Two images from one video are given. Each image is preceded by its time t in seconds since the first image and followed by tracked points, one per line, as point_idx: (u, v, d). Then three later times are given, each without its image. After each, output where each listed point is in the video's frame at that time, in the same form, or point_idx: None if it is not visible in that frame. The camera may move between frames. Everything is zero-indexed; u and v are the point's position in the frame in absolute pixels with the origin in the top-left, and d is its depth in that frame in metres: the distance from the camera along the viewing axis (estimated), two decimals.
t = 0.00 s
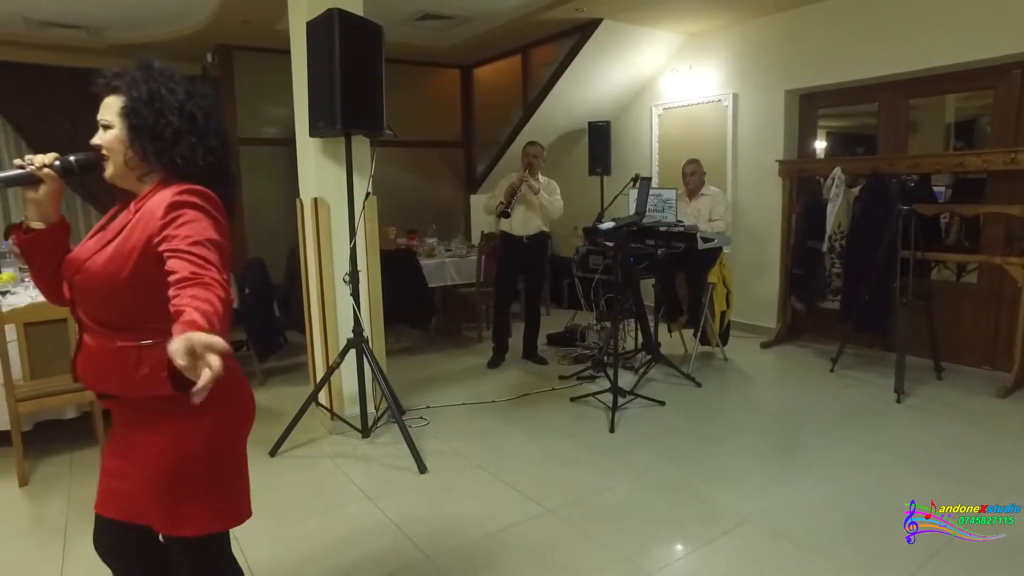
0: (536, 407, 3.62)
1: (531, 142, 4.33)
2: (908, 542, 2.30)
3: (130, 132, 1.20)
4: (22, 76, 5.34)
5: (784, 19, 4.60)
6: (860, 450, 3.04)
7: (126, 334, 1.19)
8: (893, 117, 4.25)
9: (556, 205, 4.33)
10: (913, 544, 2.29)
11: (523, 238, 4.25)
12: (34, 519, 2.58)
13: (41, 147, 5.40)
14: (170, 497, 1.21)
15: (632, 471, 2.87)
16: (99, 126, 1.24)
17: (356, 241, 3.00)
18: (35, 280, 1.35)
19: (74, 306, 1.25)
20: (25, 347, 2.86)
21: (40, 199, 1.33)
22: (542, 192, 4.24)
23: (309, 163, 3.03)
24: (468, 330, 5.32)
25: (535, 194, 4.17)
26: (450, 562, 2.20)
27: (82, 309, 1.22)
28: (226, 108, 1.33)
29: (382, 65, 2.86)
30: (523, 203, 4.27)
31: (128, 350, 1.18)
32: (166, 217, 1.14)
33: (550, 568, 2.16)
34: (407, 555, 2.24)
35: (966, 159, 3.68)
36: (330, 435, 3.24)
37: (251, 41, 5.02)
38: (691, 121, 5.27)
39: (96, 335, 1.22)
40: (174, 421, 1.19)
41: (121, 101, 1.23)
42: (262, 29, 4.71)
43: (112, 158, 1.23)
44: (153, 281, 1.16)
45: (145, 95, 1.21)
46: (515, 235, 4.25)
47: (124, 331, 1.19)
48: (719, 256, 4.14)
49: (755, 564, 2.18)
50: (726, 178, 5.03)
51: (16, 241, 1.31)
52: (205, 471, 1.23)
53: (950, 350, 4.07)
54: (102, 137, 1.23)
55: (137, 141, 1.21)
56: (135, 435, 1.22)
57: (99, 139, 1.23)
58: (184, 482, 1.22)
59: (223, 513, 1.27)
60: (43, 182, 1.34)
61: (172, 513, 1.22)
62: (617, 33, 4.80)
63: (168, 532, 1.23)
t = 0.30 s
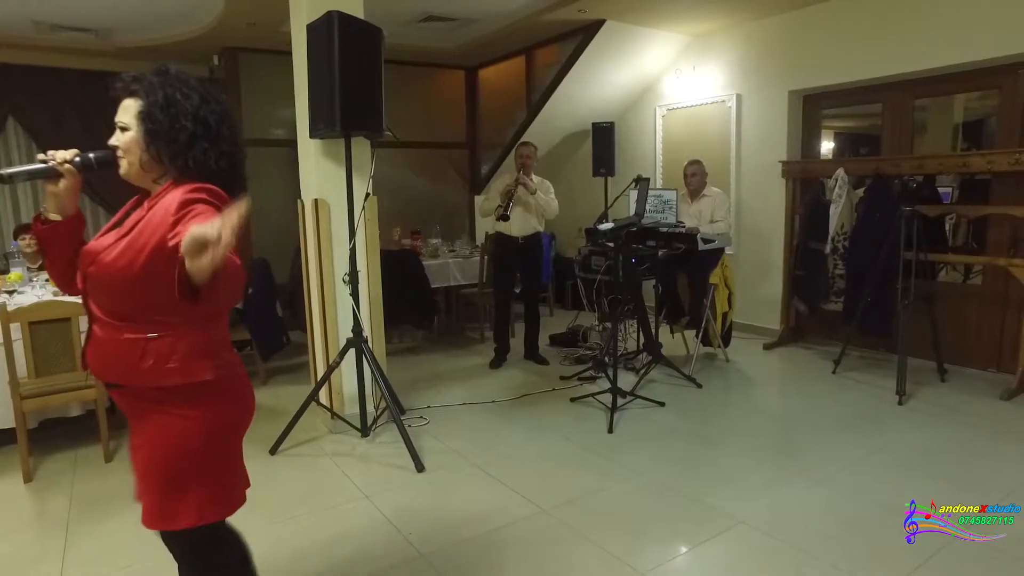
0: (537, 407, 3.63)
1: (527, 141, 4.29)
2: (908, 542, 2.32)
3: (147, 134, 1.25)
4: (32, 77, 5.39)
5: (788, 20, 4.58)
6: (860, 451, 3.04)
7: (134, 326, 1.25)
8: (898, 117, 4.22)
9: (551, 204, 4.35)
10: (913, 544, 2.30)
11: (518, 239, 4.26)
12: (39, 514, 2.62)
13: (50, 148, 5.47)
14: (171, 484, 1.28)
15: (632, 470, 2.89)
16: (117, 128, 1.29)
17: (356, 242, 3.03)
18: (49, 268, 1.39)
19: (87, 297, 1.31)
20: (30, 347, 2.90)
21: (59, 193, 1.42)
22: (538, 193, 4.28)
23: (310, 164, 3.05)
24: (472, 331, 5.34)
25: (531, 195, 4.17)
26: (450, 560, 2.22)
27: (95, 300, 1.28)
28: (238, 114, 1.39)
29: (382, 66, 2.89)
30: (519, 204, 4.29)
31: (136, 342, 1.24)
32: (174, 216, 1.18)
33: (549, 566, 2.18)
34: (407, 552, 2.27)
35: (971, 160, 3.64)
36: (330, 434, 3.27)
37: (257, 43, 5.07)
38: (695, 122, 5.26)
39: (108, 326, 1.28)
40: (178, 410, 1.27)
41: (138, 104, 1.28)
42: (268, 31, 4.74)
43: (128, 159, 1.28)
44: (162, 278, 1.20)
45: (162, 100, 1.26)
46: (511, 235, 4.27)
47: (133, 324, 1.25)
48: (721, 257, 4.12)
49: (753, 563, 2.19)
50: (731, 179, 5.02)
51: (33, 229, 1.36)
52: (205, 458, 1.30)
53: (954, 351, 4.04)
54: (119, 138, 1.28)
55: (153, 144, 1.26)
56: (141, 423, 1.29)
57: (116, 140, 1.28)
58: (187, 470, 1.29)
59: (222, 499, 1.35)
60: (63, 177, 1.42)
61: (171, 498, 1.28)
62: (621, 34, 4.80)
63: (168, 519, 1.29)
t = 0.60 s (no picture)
0: (538, 408, 3.64)
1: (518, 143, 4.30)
2: (908, 542, 2.32)
3: (168, 143, 1.30)
4: (42, 80, 5.45)
5: (792, 21, 4.57)
6: (861, 453, 3.03)
7: (165, 323, 1.29)
8: (902, 118, 4.21)
9: (545, 207, 4.36)
10: (913, 544, 2.31)
11: (512, 241, 4.27)
12: (45, 511, 2.66)
13: (60, 150, 5.54)
14: (195, 473, 1.29)
15: (632, 470, 2.90)
16: (140, 136, 1.33)
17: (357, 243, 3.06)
18: (89, 271, 1.42)
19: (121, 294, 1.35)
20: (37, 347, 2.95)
21: (93, 200, 1.43)
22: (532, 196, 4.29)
23: (311, 166, 3.08)
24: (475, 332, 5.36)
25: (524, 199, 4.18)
26: (448, 558, 2.24)
27: (127, 297, 1.31)
28: (252, 121, 1.46)
29: (382, 68, 2.90)
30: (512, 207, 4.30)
31: (167, 338, 1.27)
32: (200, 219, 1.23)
33: (546, 565, 2.20)
34: (407, 550, 2.30)
35: (975, 161, 3.62)
36: (332, 433, 3.30)
37: (263, 46, 5.12)
38: (698, 124, 5.27)
39: (138, 322, 1.32)
40: (204, 401, 1.30)
41: (160, 114, 1.33)
42: (273, 34, 4.78)
43: (153, 167, 1.33)
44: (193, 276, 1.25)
45: (182, 110, 1.31)
46: (505, 238, 4.27)
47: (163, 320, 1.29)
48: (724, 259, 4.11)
49: (751, 563, 2.20)
50: (735, 181, 5.02)
51: (74, 235, 1.40)
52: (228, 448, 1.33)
53: (958, 353, 4.01)
54: (143, 146, 1.32)
55: (173, 152, 1.31)
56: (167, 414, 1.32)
57: (140, 148, 1.33)
58: (211, 460, 1.31)
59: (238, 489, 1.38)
60: (96, 186, 1.43)
61: (195, 487, 1.30)
62: (625, 35, 4.81)
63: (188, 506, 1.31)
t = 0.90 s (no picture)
0: (537, 407, 3.66)
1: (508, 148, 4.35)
2: (907, 542, 2.33)
3: (193, 145, 1.32)
4: (49, 81, 5.51)
5: (794, 22, 4.58)
6: (861, 454, 3.03)
7: (186, 314, 1.30)
8: (903, 119, 4.21)
9: (538, 211, 4.40)
10: (913, 544, 2.31)
11: (506, 241, 4.28)
12: (47, 506, 2.69)
13: (67, 151, 5.60)
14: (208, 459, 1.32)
15: (631, 470, 2.91)
16: (166, 137, 1.35)
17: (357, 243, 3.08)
18: (111, 267, 1.45)
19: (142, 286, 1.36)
20: (40, 346, 2.98)
21: (119, 197, 1.44)
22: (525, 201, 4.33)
23: (312, 166, 3.10)
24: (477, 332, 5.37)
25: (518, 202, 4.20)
26: (445, 556, 2.26)
27: (150, 288, 1.33)
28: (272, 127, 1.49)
29: (382, 70, 2.92)
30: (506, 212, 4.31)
31: (188, 328, 1.30)
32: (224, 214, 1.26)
33: (543, 562, 2.22)
34: (404, 547, 2.31)
35: (976, 162, 3.60)
36: (332, 432, 3.32)
37: (266, 48, 5.15)
38: (700, 124, 5.27)
39: (159, 314, 1.33)
40: (221, 391, 1.33)
41: (186, 116, 1.34)
42: (276, 35, 4.82)
43: (178, 167, 1.34)
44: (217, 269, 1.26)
45: (207, 113, 1.34)
46: (499, 239, 4.27)
47: (184, 312, 1.30)
48: (724, 260, 4.12)
49: (748, 562, 2.21)
50: (736, 182, 5.02)
51: (99, 230, 1.42)
52: (239, 437, 1.36)
53: (959, 355, 4.01)
54: (168, 147, 1.34)
55: (198, 154, 1.33)
56: (183, 401, 1.35)
57: (165, 148, 1.34)
58: (223, 448, 1.34)
59: (247, 477, 1.41)
60: (122, 183, 1.44)
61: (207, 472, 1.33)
62: (625, 37, 4.82)
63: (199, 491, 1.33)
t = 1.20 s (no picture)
0: (534, 407, 3.67)
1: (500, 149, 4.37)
2: (908, 542, 2.34)
3: (210, 148, 1.38)
4: (51, 83, 5.55)
5: (792, 24, 4.59)
6: (856, 454, 3.05)
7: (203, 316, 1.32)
8: (899, 122, 4.23)
9: (532, 211, 4.44)
10: (913, 544, 2.33)
11: (502, 242, 4.30)
12: (46, 505, 2.71)
13: (68, 152, 5.63)
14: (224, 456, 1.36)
15: (628, 470, 2.93)
16: (183, 142, 1.41)
17: (355, 244, 3.10)
18: (124, 268, 1.50)
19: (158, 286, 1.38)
20: (40, 345, 3.00)
21: (137, 199, 1.48)
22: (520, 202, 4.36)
23: (311, 167, 3.13)
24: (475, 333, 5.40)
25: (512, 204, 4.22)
26: (443, 554, 2.28)
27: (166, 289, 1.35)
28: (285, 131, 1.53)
29: (379, 70, 2.94)
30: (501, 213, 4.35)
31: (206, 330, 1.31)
32: (241, 224, 1.33)
33: (541, 561, 2.24)
34: (402, 545, 2.34)
35: (972, 164, 3.61)
36: (329, 431, 3.34)
37: (266, 49, 5.18)
38: (698, 126, 5.29)
39: (176, 315, 1.35)
40: (236, 391, 1.36)
41: (203, 121, 1.41)
42: (277, 37, 4.85)
43: (194, 170, 1.39)
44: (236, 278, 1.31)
45: (224, 118, 1.40)
46: (494, 240, 4.29)
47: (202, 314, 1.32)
48: (721, 261, 4.14)
49: (745, 561, 2.23)
50: (734, 183, 5.04)
51: (115, 232, 1.46)
52: (251, 433, 1.40)
53: (955, 356, 4.02)
54: (185, 151, 1.40)
55: (214, 156, 1.38)
56: (197, 401, 1.37)
57: (183, 153, 1.40)
58: (237, 445, 1.37)
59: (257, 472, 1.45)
60: (140, 185, 1.46)
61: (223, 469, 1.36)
62: (624, 38, 4.84)
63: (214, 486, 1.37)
